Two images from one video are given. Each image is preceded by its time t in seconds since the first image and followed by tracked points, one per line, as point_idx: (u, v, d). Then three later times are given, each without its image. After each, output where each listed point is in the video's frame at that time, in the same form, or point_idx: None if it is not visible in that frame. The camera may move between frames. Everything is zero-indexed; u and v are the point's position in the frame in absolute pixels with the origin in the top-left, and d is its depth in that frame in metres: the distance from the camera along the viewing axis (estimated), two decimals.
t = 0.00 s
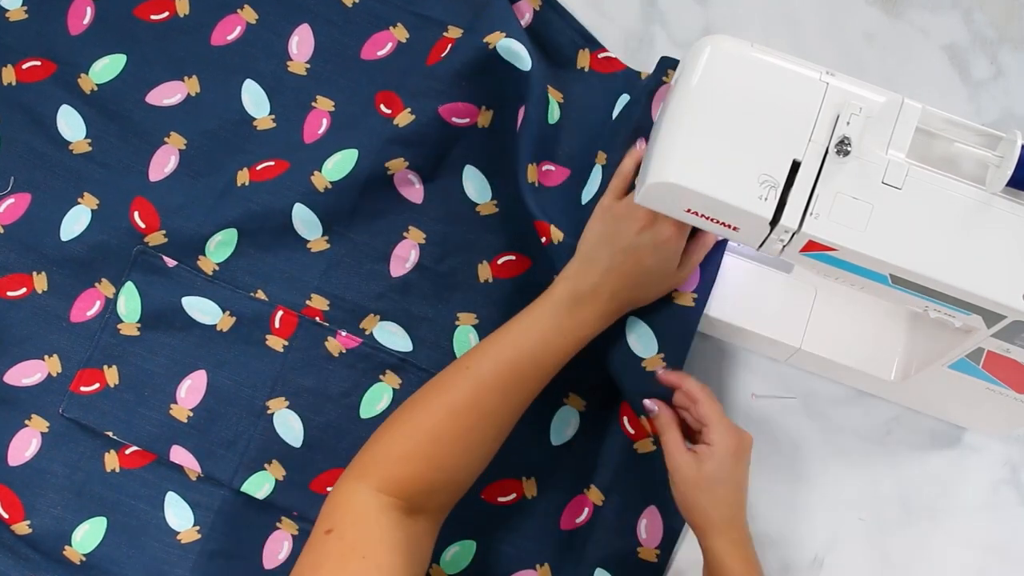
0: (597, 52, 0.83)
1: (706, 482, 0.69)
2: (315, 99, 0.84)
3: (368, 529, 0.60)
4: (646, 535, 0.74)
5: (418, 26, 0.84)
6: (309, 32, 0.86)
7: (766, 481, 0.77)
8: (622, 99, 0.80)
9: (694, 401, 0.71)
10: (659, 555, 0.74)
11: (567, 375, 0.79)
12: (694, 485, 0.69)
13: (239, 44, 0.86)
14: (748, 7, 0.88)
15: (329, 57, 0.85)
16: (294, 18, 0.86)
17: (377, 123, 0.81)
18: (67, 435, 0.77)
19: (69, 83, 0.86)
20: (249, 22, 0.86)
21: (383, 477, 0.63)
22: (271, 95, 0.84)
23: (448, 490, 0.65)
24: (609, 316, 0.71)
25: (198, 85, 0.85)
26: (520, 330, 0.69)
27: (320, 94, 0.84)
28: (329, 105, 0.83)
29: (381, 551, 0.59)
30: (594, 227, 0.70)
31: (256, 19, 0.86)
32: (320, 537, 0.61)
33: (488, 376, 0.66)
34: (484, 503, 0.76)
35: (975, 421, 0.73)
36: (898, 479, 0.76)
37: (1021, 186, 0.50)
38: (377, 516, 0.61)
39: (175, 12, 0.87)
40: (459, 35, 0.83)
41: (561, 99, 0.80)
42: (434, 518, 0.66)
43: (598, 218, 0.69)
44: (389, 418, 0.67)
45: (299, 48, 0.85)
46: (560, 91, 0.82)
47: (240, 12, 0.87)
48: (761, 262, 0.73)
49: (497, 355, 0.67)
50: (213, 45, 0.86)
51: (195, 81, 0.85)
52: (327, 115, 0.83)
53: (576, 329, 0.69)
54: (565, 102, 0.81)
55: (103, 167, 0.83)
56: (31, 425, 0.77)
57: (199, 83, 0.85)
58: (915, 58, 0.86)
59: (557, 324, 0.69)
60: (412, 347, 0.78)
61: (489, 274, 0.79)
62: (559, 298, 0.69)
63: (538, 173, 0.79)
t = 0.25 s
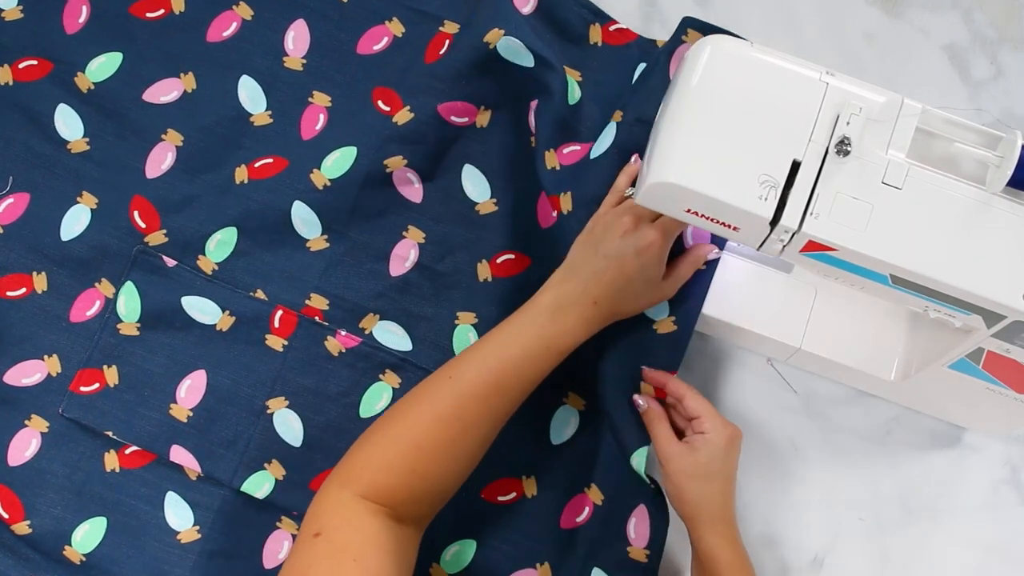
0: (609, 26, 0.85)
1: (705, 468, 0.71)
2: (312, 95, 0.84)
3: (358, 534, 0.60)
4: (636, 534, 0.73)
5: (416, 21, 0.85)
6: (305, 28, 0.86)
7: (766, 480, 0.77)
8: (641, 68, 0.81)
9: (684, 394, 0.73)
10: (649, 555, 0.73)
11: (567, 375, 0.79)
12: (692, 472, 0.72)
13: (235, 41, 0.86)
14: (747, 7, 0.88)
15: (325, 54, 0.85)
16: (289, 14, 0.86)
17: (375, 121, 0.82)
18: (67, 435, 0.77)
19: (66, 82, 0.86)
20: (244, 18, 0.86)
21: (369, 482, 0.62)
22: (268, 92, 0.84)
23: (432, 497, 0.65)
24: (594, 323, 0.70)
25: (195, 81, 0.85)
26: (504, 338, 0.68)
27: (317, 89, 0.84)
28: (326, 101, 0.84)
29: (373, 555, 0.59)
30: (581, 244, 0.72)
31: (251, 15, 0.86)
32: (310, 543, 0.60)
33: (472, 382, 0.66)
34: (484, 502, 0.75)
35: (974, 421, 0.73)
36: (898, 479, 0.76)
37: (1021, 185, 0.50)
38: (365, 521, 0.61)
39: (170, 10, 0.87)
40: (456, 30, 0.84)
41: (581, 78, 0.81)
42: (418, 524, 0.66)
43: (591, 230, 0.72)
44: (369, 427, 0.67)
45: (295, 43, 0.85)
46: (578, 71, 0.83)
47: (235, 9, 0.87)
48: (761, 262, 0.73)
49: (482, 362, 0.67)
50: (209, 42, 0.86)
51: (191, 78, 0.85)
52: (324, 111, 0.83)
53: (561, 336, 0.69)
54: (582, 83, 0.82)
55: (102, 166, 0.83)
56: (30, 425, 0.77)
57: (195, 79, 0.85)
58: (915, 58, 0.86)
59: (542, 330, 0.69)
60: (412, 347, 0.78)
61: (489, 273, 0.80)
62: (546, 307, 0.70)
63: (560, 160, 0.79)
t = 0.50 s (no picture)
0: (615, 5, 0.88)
1: (701, 464, 0.71)
2: (309, 92, 0.84)
3: (347, 552, 0.60)
4: (621, 527, 0.74)
5: (410, 16, 0.86)
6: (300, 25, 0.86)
7: (766, 480, 0.77)
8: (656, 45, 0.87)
9: (682, 389, 0.73)
10: (637, 545, 0.74)
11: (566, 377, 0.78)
12: (688, 468, 0.71)
13: (231, 39, 0.86)
14: (747, 6, 0.88)
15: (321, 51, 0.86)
16: (285, 12, 0.87)
17: (373, 118, 0.82)
18: (67, 435, 0.76)
19: (62, 81, 0.86)
20: (240, 15, 0.87)
21: (359, 506, 0.62)
22: (265, 89, 0.85)
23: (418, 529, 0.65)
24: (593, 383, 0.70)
25: (192, 79, 0.85)
26: (503, 386, 0.67)
27: (313, 86, 0.84)
28: (322, 98, 0.84)
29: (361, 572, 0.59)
30: (582, 293, 0.73)
31: (247, 13, 0.87)
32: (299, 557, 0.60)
33: (466, 430, 0.65)
34: (484, 500, 0.73)
35: (974, 420, 0.73)
36: (898, 479, 0.76)
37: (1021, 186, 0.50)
38: (353, 542, 0.61)
39: (166, 8, 0.88)
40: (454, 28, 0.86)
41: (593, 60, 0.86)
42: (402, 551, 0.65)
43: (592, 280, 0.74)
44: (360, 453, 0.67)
45: (292, 41, 0.86)
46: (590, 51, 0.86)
47: (231, 6, 0.87)
48: (761, 262, 0.73)
49: (479, 407, 0.66)
50: (205, 39, 0.86)
51: (187, 77, 0.85)
52: (321, 108, 0.84)
53: (557, 394, 0.68)
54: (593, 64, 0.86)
55: (100, 165, 0.83)
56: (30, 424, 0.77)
57: (192, 78, 0.85)
58: (915, 58, 0.86)
59: (538, 385, 0.68)
60: (411, 345, 0.78)
61: (488, 272, 0.80)
62: (543, 363, 0.69)
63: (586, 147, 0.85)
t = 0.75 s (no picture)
0: None
1: (700, 459, 0.70)
2: (303, 86, 0.84)
3: (360, 538, 0.60)
4: (618, 481, 0.74)
5: (402, 9, 0.86)
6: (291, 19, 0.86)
7: (766, 480, 0.77)
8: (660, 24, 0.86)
9: (680, 383, 0.72)
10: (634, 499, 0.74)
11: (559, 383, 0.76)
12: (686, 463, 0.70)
13: (223, 34, 0.86)
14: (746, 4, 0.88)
15: (314, 44, 0.85)
16: (276, 6, 0.87)
17: (367, 111, 0.82)
18: (66, 433, 0.76)
19: (55, 80, 0.86)
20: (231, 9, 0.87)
21: (368, 483, 0.62)
22: (258, 84, 0.84)
23: (432, 498, 0.65)
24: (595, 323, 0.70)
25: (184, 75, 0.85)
26: (501, 338, 0.68)
27: (307, 80, 0.84)
28: (316, 92, 0.84)
29: (376, 556, 0.59)
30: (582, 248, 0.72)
31: (238, 7, 0.87)
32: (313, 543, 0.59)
33: (469, 382, 0.65)
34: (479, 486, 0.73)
35: (973, 420, 0.73)
36: (897, 479, 0.77)
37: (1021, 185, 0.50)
38: (366, 522, 0.61)
39: (158, 4, 0.88)
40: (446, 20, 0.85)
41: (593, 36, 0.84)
42: (418, 524, 0.66)
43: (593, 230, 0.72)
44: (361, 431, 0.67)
45: (284, 35, 0.86)
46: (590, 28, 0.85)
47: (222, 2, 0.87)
48: (760, 261, 0.73)
49: (478, 361, 0.66)
50: (197, 35, 0.86)
51: (181, 73, 0.85)
52: (315, 101, 0.83)
53: (559, 340, 0.68)
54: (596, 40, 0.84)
55: (96, 162, 0.83)
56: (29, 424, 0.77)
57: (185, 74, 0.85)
58: (915, 58, 0.86)
59: (540, 332, 0.68)
60: (410, 338, 0.78)
61: (486, 265, 0.80)
62: (544, 308, 0.69)
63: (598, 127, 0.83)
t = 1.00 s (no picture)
0: None
1: (692, 468, 0.69)
2: (292, 68, 0.85)
3: (351, 543, 0.59)
4: (622, 444, 0.74)
5: None
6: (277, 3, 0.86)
7: (766, 481, 0.77)
8: None
9: (669, 389, 0.71)
10: (637, 462, 0.74)
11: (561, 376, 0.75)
12: (677, 472, 0.69)
13: (211, 21, 0.86)
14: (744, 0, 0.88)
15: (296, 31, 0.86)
16: None
17: (358, 90, 0.83)
18: (74, 425, 0.77)
19: (45, 75, 0.85)
20: None
21: (357, 486, 0.62)
22: (247, 68, 0.85)
23: (417, 504, 0.65)
24: (591, 338, 0.70)
25: (174, 63, 0.85)
26: (500, 347, 0.67)
27: (297, 63, 0.85)
28: (306, 74, 0.84)
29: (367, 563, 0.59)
30: (574, 252, 0.72)
31: None
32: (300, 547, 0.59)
33: (465, 392, 0.65)
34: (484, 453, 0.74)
35: (973, 420, 0.73)
36: (897, 479, 0.77)
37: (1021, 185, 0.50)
38: (355, 529, 0.60)
39: None
40: None
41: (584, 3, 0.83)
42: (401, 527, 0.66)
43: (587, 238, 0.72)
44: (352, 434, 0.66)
45: (272, 18, 0.86)
46: None
47: None
48: (760, 262, 0.73)
49: (475, 370, 0.66)
50: (185, 22, 0.86)
51: (170, 61, 0.85)
52: (305, 83, 0.84)
53: (557, 352, 0.68)
54: (583, 5, 0.83)
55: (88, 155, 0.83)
56: (37, 417, 0.77)
57: (175, 62, 0.85)
58: (915, 58, 0.85)
59: (539, 343, 0.68)
60: (410, 314, 0.79)
61: (484, 236, 0.81)
62: (542, 319, 0.69)
63: (592, 96, 0.83)
